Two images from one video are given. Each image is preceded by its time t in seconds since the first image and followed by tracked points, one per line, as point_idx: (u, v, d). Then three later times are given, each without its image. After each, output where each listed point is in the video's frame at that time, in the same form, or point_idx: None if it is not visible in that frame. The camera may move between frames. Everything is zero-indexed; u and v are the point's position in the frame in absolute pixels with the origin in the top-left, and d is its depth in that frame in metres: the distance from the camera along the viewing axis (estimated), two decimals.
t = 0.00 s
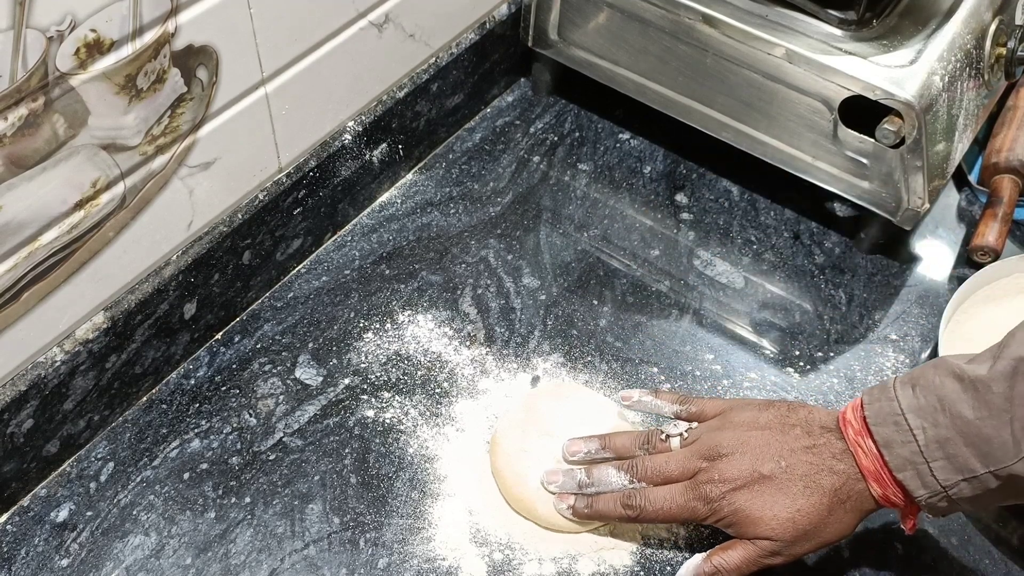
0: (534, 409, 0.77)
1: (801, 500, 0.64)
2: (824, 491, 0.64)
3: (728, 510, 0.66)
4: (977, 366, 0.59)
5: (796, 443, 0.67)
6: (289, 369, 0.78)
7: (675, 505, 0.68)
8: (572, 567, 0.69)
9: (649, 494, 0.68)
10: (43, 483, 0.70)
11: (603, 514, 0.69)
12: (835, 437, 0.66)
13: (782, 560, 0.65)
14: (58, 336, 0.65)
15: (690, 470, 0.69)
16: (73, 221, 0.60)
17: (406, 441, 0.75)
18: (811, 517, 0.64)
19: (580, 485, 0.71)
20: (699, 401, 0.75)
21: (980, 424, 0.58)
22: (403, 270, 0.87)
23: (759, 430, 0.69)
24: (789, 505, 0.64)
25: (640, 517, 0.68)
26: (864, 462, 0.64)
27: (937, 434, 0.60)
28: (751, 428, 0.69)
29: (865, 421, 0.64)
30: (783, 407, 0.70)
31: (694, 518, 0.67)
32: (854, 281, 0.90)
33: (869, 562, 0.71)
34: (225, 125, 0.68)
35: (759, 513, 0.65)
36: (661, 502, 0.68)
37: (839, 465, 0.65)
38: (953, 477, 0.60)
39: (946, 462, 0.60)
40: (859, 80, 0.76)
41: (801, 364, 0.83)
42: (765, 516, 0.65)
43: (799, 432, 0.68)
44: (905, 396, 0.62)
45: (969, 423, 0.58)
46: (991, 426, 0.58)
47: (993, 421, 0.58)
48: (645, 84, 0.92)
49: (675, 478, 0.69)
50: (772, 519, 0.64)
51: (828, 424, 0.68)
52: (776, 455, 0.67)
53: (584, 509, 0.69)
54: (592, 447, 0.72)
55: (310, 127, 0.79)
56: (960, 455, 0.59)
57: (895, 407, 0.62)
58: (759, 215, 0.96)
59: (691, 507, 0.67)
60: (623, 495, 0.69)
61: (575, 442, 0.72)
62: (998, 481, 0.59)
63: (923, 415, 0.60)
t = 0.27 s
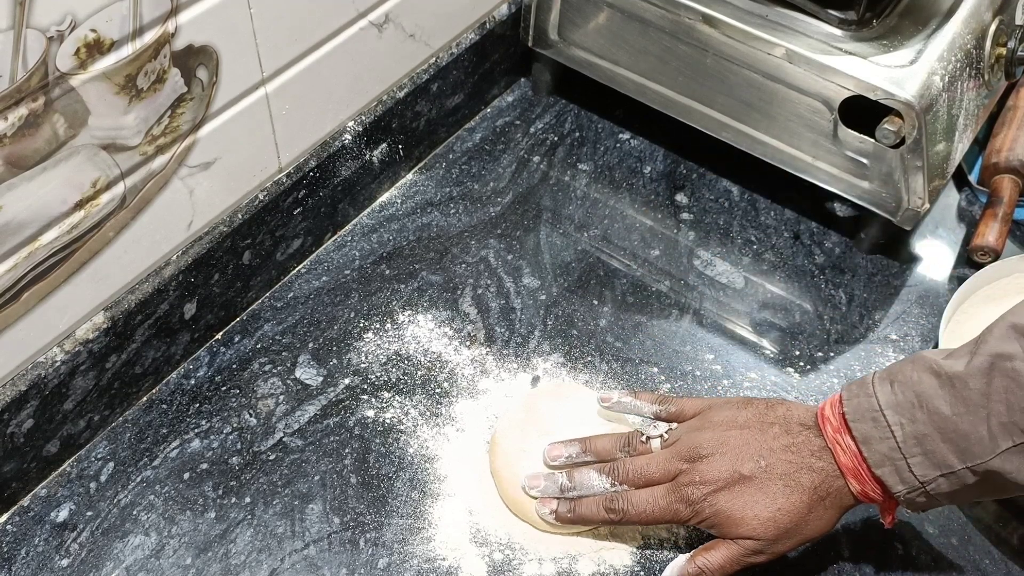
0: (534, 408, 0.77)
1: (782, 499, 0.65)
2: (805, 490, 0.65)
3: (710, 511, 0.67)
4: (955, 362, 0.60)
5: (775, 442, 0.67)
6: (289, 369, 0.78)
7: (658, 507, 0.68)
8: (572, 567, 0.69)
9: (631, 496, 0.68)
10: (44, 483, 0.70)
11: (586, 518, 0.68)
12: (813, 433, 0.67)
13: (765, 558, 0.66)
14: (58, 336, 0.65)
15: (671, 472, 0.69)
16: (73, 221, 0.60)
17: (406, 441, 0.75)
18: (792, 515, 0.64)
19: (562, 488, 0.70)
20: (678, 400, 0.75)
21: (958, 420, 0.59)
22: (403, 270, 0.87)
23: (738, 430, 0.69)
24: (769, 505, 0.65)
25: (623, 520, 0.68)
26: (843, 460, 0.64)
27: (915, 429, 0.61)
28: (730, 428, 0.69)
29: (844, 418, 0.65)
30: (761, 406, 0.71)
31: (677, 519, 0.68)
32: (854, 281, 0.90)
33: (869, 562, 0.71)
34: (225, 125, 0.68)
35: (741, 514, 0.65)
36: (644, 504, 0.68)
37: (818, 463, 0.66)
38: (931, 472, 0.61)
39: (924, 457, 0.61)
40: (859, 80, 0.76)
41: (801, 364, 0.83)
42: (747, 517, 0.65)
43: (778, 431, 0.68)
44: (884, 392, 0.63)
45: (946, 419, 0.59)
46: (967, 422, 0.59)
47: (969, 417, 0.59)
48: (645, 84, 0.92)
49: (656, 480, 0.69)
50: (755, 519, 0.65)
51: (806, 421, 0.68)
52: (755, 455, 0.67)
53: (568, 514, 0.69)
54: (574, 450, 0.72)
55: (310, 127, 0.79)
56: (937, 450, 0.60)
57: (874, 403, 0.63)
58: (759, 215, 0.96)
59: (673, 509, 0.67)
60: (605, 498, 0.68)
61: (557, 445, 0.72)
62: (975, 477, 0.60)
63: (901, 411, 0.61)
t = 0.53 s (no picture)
0: (534, 408, 0.77)
1: (755, 483, 0.65)
2: (778, 475, 0.65)
3: (684, 495, 0.66)
4: (931, 352, 0.60)
5: (750, 428, 0.67)
6: (289, 369, 0.78)
7: (632, 491, 0.68)
8: (572, 567, 0.69)
9: (607, 480, 0.69)
10: (44, 483, 0.70)
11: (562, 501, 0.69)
12: (790, 421, 0.67)
13: (740, 544, 0.65)
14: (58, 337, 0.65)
15: (647, 458, 0.69)
16: (73, 221, 0.60)
17: (406, 441, 0.75)
18: (765, 500, 0.64)
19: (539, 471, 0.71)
20: (656, 392, 0.75)
21: (929, 409, 0.58)
22: (403, 270, 0.87)
23: (715, 417, 0.69)
24: (743, 489, 0.65)
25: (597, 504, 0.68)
26: (816, 445, 0.64)
27: (887, 417, 0.60)
28: (707, 415, 0.69)
29: (819, 406, 0.65)
30: (739, 395, 0.71)
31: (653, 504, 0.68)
32: (854, 281, 0.90)
33: (869, 562, 0.71)
34: (225, 125, 0.68)
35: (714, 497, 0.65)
36: (619, 488, 0.68)
37: (792, 449, 0.65)
38: (901, 461, 0.60)
39: (895, 445, 0.60)
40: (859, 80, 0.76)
41: (801, 364, 0.83)
42: (720, 501, 0.65)
43: (753, 418, 0.68)
44: (859, 380, 0.62)
45: (918, 407, 0.59)
46: (939, 411, 0.58)
47: (941, 405, 0.58)
48: (645, 84, 0.92)
49: (631, 464, 0.69)
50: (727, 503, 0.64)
51: (783, 411, 0.68)
52: (729, 440, 0.67)
53: (544, 497, 0.70)
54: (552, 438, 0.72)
55: (310, 127, 0.79)
56: (908, 439, 0.60)
57: (849, 391, 0.62)
58: (759, 215, 0.96)
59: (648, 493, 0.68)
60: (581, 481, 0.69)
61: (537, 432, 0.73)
62: (946, 466, 0.59)
63: (875, 399, 0.61)
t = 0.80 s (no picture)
0: (534, 408, 0.77)
1: (743, 471, 0.65)
2: (766, 463, 0.65)
3: (673, 481, 0.66)
4: (922, 343, 0.60)
5: (740, 417, 0.68)
6: (289, 369, 0.78)
7: (621, 477, 0.68)
8: (572, 567, 0.69)
9: (595, 466, 0.69)
10: (44, 483, 0.70)
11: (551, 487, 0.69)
12: (779, 410, 0.67)
13: (727, 532, 0.65)
14: (58, 337, 0.65)
15: (636, 445, 0.69)
16: (73, 221, 0.60)
17: (406, 441, 0.75)
18: (753, 488, 0.64)
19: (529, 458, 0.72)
20: (648, 382, 0.75)
21: (920, 399, 0.59)
22: (403, 270, 0.87)
23: (705, 406, 0.69)
24: (731, 475, 0.65)
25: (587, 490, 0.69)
26: (805, 433, 0.64)
27: (878, 407, 0.60)
28: (697, 404, 0.70)
29: (810, 394, 0.64)
30: (730, 387, 0.71)
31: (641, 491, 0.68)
32: (854, 281, 0.90)
33: (869, 562, 0.71)
34: (225, 125, 0.68)
35: (701, 483, 0.65)
36: (608, 474, 0.68)
37: (781, 437, 0.65)
38: (891, 450, 0.60)
39: (885, 435, 0.60)
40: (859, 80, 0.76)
41: (801, 364, 0.83)
42: (708, 486, 0.65)
43: (744, 407, 0.69)
44: (851, 370, 0.62)
45: (909, 397, 0.59)
46: (929, 401, 0.58)
47: (931, 396, 0.58)
48: (645, 84, 0.92)
49: (621, 451, 0.70)
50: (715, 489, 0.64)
51: (773, 400, 0.68)
52: (718, 427, 0.67)
53: (534, 482, 0.70)
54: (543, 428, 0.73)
55: (310, 127, 0.79)
56: (898, 428, 0.60)
57: (840, 379, 0.62)
58: (759, 215, 0.96)
59: (636, 479, 0.68)
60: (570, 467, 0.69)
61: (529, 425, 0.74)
62: (935, 457, 0.59)
63: (865, 388, 0.61)
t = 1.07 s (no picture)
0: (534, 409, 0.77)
1: (727, 467, 0.65)
2: (750, 460, 0.65)
3: (655, 477, 0.66)
4: (906, 343, 0.60)
5: (725, 414, 0.68)
6: (289, 369, 0.78)
7: (604, 472, 0.68)
8: (572, 567, 0.70)
9: (580, 460, 0.69)
10: (44, 483, 0.70)
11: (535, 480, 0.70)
12: (764, 408, 0.68)
13: (710, 528, 0.65)
14: (58, 337, 0.65)
15: (621, 440, 0.69)
16: (73, 221, 0.60)
17: (406, 441, 0.75)
18: (736, 484, 0.64)
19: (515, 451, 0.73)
20: (634, 379, 0.76)
21: (902, 398, 0.59)
22: (403, 270, 0.87)
23: (691, 403, 0.69)
24: (715, 471, 0.65)
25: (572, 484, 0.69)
26: (788, 431, 0.65)
27: (861, 405, 0.61)
28: (682, 401, 0.70)
29: (794, 392, 0.65)
30: (716, 384, 0.71)
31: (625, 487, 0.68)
32: (854, 281, 0.90)
33: (869, 562, 0.71)
34: (225, 125, 0.68)
35: (685, 479, 0.65)
36: (591, 469, 0.69)
37: (765, 435, 0.66)
38: (873, 449, 0.61)
39: (867, 434, 0.61)
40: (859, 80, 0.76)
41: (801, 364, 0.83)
42: (690, 482, 0.65)
43: (728, 404, 0.68)
44: (835, 369, 0.63)
45: (891, 395, 0.59)
46: (911, 399, 0.59)
47: (913, 395, 0.58)
48: (645, 84, 0.92)
49: (605, 446, 0.70)
50: (697, 485, 0.64)
51: (758, 398, 0.69)
52: (702, 424, 0.67)
53: (519, 475, 0.71)
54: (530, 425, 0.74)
55: (310, 127, 0.79)
56: (880, 427, 0.60)
57: (824, 377, 0.63)
58: (759, 215, 0.96)
59: (620, 475, 0.68)
60: (556, 461, 0.70)
61: (515, 421, 0.74)
62: (917, 457, 0.59)
63: (848, 387, 0.62)
